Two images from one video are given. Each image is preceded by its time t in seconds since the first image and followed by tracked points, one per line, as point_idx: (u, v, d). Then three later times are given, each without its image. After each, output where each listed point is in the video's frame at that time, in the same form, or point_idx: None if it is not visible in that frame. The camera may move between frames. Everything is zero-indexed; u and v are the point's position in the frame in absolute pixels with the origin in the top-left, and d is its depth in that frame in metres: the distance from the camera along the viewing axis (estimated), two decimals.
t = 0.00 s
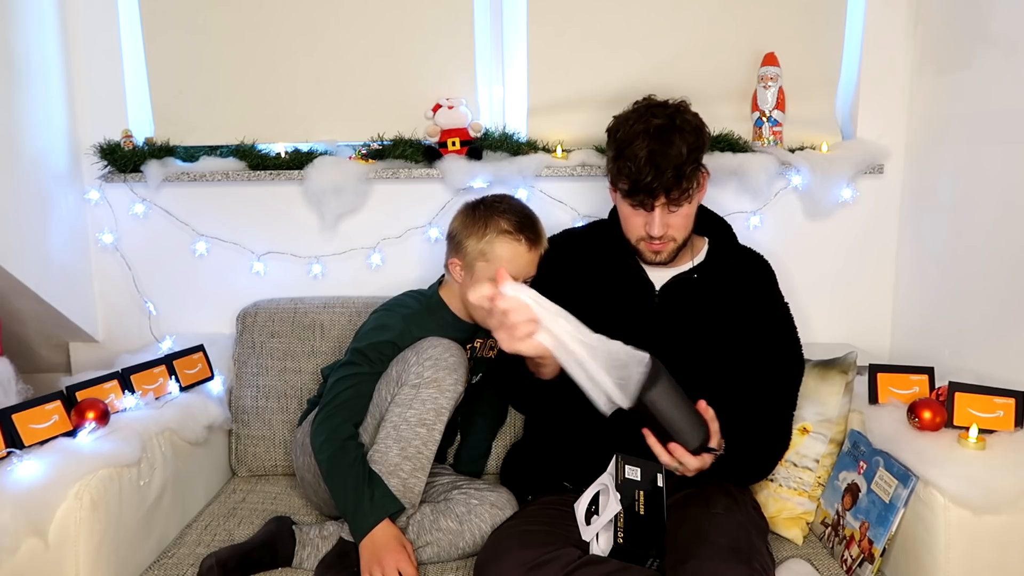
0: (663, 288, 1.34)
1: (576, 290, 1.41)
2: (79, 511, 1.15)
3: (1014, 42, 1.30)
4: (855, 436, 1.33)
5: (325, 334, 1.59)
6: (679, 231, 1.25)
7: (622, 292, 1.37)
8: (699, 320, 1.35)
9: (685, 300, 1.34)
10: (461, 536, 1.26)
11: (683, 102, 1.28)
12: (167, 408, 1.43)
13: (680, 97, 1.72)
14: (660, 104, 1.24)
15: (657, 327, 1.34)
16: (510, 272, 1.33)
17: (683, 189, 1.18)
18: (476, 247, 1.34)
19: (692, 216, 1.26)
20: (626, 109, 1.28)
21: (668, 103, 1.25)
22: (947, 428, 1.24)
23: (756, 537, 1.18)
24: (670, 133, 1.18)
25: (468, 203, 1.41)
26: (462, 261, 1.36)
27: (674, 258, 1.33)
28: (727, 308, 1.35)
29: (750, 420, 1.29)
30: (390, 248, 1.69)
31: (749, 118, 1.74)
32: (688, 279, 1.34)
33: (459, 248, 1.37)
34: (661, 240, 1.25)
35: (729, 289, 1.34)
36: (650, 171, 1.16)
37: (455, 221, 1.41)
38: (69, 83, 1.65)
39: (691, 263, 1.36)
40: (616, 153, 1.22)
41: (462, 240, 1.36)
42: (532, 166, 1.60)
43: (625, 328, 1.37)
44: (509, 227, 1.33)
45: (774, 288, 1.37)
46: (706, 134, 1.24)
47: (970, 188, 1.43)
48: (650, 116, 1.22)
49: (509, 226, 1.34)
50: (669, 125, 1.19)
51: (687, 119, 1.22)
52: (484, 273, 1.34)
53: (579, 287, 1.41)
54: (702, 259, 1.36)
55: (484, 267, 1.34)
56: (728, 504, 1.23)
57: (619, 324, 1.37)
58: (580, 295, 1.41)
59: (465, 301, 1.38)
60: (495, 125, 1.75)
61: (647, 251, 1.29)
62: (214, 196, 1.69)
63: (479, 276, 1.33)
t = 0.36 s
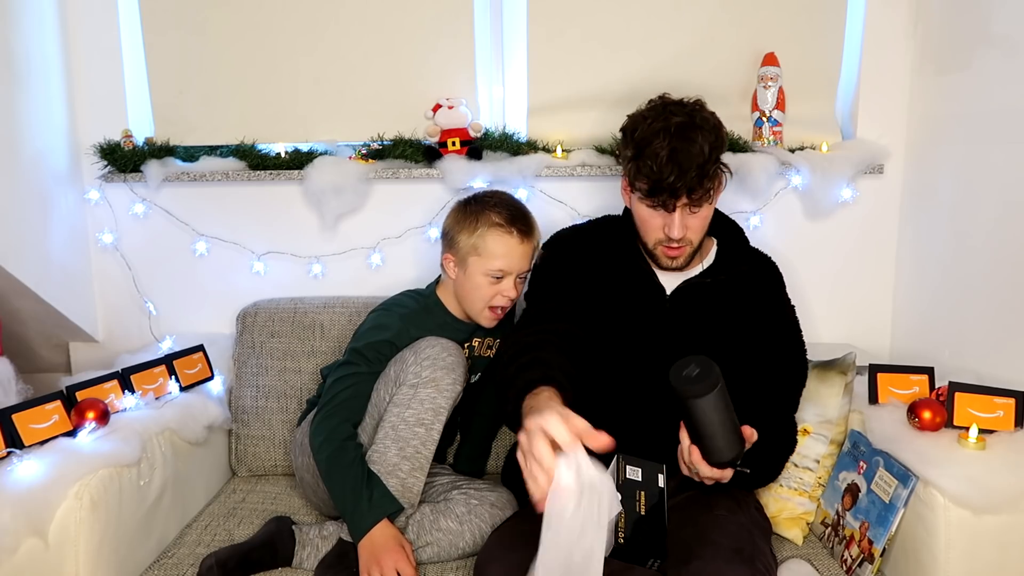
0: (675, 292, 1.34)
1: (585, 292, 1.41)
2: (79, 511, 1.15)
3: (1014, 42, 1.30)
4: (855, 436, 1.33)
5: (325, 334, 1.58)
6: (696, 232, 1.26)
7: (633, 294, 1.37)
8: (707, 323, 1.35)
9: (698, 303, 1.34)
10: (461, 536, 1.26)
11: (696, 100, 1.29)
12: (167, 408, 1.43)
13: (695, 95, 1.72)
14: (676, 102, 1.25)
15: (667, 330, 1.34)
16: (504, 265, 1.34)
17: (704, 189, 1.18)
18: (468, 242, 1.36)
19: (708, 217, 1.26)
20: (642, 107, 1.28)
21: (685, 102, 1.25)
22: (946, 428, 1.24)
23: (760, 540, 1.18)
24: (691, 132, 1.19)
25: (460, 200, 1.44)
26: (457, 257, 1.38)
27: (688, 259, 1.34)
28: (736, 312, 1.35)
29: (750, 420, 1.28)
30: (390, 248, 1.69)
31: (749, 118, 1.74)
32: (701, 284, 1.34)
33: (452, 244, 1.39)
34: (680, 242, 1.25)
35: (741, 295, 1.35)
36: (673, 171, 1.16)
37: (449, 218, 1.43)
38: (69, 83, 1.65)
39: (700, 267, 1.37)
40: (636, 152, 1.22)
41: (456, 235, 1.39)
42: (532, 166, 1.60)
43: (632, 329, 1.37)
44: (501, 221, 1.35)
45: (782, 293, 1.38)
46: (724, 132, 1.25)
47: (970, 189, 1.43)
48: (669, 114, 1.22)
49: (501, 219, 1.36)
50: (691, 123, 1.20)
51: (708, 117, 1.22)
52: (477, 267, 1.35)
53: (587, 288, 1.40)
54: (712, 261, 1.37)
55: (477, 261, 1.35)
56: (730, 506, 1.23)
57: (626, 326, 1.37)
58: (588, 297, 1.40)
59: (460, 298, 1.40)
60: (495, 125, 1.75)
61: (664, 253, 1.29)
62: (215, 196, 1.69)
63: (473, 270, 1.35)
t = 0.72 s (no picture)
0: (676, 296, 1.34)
1: (581, 292, 1.40)
2: (79, 511, 1.15)
3: (1014, 42, 1.30)
4: (855, 437, 1.33)
5: (325, 334, 1.58)
6: (696, 246, 1.25)
7: (631, 297, 1.35)
8: (710, 326, 1.34)
9: (697, 306, 1.34)
10: (461, 536, 1.26)
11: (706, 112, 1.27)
12: (167, 408, 1.43)
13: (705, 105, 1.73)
14: (686, 113, 1.23)
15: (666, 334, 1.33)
16: (502, 267, 1.35)
17: (708, 204, 1.17)
18: (466, 242, 1.36)
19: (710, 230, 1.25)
20: (652, 115, 1.26)
21: (694, 111, 1.23)
22: (947, 429, 1.24)
23: (761, 539, 1.17)
24: (698, 144, 1.17)
25: (458, 200, 1.44)
26: (455, 258, 1.38)
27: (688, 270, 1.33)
28: (739, 314, 1.35)
29: (750, 420, 1.28)
30: (390, 248, 1.69)
31: (749, 118, 1.74)
32: (701, 288, 1.33)
33: (450, 245, 1.39)
34: (680, 255, 1.24)
35: (742, 298, 1.35)
36: (677, 184, 1.15)
37: (448, 218, 1.43)
38: (68, 83, 1.65)
39: (703, 270, 1.35)
40: (641, 162, 1.20)
41: (454, 236, 1.39)
42: (532, 166, 1.60)
43: (632, 331, 1.35)
44: (499, 223, 1.36)
45: (785, 297, 1.37)
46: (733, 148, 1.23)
47: (969, 189, 1.44)
48: (677, 125, 1.20)
49: (499, 220, 1.36)
50: (700, 137, 1.18)
51: (717, 131, 1.20)
52: (475, 268, 1.35)
53: (583, 289, 1.39)
54: (714, 264, 1.35)
55: (474, 263, 1.35)
56: (731, 506, 1.23)
57: (626, 330, 1.36)
58: (584, 299, 1.39)
59: (458, 298, 1.40)
60: (495, 125, 1.75)
61: (663, 266, 1.28)
62: (215, 196, 1.69)
63: (471, 272, 1.36)
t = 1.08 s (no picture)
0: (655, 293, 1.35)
1: (569, 292, 1.42)
2: (79, 511, 1.15)
3: (1014, 43, 1.30)
4: (855, 436, 1.33)
5: (325, 334, 1.58)
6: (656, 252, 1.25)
7: (615, 297, 1.38)
8: (700, 322, 1.37)
9: (678, 304, 1.36)
10: (461, 536, 1.26)
11: (670, 118, 1.27)
12: (167, 408, 1.43)
13: (670, 109, 1.73)
14: (644, 120, 1.23)
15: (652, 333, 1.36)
16: (502, 268, 1.34)
17: (657, 211, 1.17)
18: (467, 243, 1.36)
19: (672, 237, 1.24)
20: (614, 122, 1.27)
21: (653, 119, 1.23)
22: (947, 429, 1.24)
23: (760, 539, 1.18)
24: (647, 153, 1.17)
25: (460, 201, 1.44)
26: (456, 259, 1.38)
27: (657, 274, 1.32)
28: (724, 310, 1.37)
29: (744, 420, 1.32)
30: (390, 248, 1.69)
31: (749, 118, 1.74)
32: (679, 285, 1.36)
33: (451, 246, 1.39)
34: (639, 261, 1.24)
35: (723, 292, 1.37)
36: (622, 193, 1.16)
37: (450, 218, 1.43)
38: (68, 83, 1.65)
39: (686, 266, 1.36)
40: (594, 170, 1.22)
41: (453, 237, 1.39)
42: (532, 166, 1.60)
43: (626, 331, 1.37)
44: (500, 224, 1.35)
45: (776, 291, 1.39)
46: (687, 155, 1.22)
47: (969, 189, 1.44)
48: (629, 133, 1.20)
49: (500, 221, 1.36)
50: (645, 147, 1.18)
51: (668, 140, 1.20)
52: (476, 269, 1.35)
53: (572, 290, 1.42)
54: (698, 262, 1.37)
55: (475, 264, 1.35)
56: (730, 505, 1.23)
57: (615, 329, 1.38)
58: (575, 298, 1.42)
59: (460, 299, 1.40)
60: (495, 125, 1.75)
61: (628, 271, 1.28)
62: (215, 195, 1.69)
63: (472, 272, 1.35)
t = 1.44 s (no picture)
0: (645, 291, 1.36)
1: (564, 292, 1.43)
2: (78, 511, 1.15)
3: (1014, 43, 1.30)
4: (855, 436, 1.33)
5: (325, 334, 1.58)
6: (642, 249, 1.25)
7: (608, 296, 1.38)
8: (693, 320, 1.38)
9: (668, 302, 1.36)
10: (461, 536, 1.26)
11: (652, 115, 1.27)
12: (167, 408, 1.43)
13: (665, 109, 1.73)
14: (626, 118, 1.23)
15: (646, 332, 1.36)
16: (505, 270, 1.35)
17: (640, 208, 1.17)
18: (471, 246, 1.36)
19: (658, 233, 1.24)
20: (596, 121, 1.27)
21: (635, 117, 1.23)
22: (947, 429, 1.24)
23: (760, 539, 1.18)
24: (628, 150, 1.17)
25: (462, 203, 1.44)
26: (458, 262, 1.38)
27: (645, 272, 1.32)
28: (715, 307, 1.38)
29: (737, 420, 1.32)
30: (390, 248, 1.69)
31: (749, 119, 1.74)
32: (669, 283, 1.36)
33: (453, 248, 1.39)
34: (625, 258, 1.24)
35: (711, 288, 1.37)
36: (605, 191, 1.16)
37: (452, 221, 1.43)
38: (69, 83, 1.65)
39: (674, 264, 1.37)
40: (577, 169, 1.22)
41: (456, 240, 1.39)
42: (532, 166, 1.60)
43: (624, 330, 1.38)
44: (503, 227, 1.35)
45: (767, 287, 1.40)
46: (668, 152, 1.22)
47: (969, 189, 1.44)
48: (611, 132, 1.21)
49: (503, 224, 1.36)
50: (626, 144, 1.18)
51: (648, 137, 1.20)
52: (479, 271, 1.35)
53: (568, 291, 1.42)
54: (687, 259, 1.38)
55: (479, 266, 1.35)
56: (730, 505, 1.23)
57: (610, 328, 1.39)
58: (571, 298, 1.42)
59: (462, 301, 1.40)
60: (495, 125, 1.75)
61: (615, 269, 1.28)
62: (215, 195, 1.69)
63: (475, 276, 1.35)
